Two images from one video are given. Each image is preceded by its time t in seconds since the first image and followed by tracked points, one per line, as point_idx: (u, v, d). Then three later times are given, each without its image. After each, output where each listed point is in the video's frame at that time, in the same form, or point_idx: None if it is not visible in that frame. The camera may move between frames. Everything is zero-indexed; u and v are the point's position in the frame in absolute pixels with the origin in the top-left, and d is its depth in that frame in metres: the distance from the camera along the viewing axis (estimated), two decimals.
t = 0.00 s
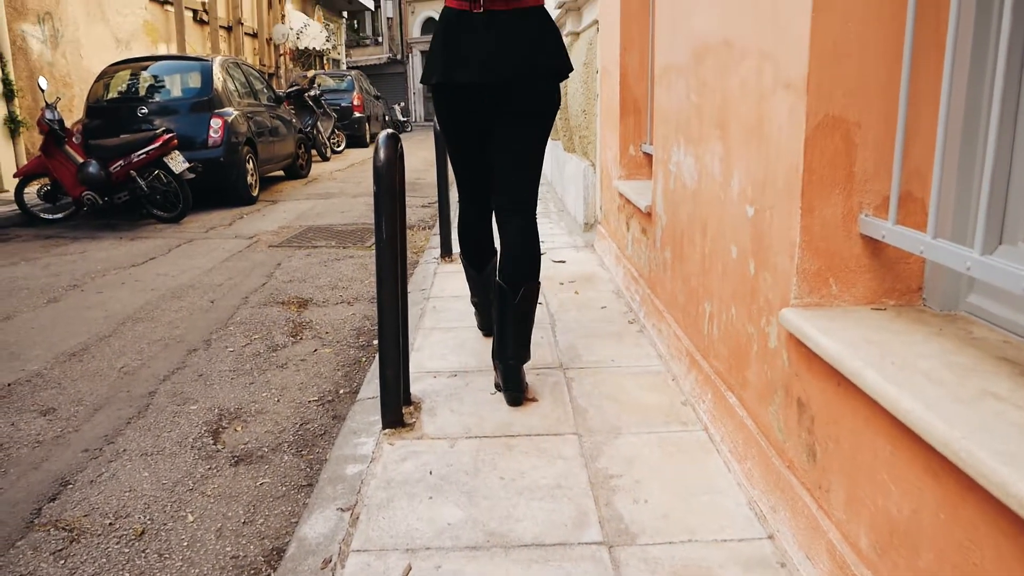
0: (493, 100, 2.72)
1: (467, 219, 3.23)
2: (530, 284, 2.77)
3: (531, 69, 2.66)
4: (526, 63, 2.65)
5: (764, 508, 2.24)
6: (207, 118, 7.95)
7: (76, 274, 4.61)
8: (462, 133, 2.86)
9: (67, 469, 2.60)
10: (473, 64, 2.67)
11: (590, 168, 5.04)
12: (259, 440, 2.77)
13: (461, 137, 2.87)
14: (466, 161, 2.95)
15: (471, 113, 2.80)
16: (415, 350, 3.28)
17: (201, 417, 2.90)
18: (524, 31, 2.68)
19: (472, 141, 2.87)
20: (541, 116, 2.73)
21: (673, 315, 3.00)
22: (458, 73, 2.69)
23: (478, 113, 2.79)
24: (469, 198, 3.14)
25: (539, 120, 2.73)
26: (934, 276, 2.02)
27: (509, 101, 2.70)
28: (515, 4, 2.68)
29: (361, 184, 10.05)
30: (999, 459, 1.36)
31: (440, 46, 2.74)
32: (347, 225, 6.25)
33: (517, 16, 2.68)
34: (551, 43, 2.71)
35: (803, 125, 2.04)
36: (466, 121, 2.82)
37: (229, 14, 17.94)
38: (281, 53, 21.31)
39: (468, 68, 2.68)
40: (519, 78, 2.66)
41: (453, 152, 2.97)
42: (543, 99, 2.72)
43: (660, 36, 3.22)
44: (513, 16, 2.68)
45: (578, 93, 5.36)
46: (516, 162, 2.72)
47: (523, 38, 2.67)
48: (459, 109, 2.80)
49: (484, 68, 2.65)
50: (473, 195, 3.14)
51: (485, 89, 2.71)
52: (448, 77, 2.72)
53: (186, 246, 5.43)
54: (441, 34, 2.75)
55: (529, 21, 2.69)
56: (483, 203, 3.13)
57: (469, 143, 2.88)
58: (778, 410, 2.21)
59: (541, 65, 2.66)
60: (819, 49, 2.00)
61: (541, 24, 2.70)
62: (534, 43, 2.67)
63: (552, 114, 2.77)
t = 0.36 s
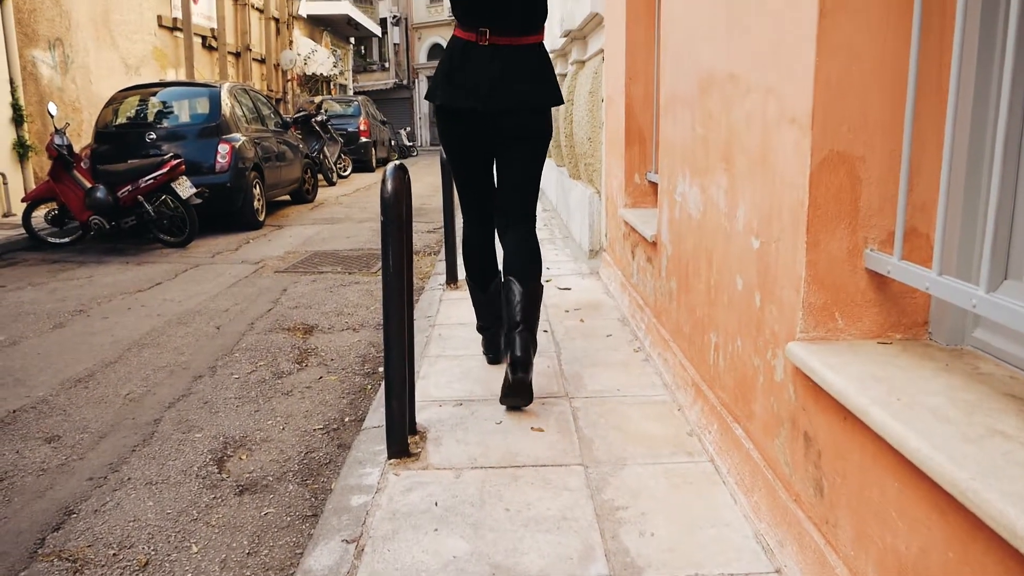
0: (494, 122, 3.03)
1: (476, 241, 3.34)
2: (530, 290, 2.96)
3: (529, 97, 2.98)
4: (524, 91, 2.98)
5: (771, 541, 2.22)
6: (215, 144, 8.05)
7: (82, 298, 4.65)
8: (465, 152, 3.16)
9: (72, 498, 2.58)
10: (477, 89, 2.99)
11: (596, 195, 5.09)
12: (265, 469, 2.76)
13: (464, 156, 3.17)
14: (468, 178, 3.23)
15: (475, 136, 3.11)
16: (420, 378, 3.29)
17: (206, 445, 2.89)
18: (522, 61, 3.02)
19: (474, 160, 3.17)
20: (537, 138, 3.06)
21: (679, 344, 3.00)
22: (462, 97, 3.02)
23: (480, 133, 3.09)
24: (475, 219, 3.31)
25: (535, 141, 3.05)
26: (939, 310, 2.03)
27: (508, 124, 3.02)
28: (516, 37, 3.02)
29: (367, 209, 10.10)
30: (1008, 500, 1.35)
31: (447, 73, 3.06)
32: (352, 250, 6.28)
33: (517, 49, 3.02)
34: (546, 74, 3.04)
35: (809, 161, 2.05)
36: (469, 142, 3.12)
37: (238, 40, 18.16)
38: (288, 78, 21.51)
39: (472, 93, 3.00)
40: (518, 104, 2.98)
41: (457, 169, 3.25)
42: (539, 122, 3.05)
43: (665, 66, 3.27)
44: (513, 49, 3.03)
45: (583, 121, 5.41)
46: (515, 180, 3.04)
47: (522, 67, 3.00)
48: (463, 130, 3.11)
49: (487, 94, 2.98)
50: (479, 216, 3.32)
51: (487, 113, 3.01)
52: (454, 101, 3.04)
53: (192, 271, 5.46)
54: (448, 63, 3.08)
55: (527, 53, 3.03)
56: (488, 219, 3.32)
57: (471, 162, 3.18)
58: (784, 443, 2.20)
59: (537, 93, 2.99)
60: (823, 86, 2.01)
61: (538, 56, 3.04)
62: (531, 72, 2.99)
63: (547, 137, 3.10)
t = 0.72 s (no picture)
0: (498, 147, 3.20)
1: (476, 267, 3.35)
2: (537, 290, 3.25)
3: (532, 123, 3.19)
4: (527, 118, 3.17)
5: None
6: (218, 171, 8.08)
7: (85, 325, 4.67)
8: (468, 176, 3.28)
9: (71, 530, 2.55)
10: (483, 116, 3.14)
11: (598, 224, 5.14)
12: (266, 500, 2.73)
13: (466, 179, 3.28)
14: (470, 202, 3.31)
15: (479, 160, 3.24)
16: (422, 408, 3.28)
17: (207, 476, 2.88)
18: (523, 89, 3.17)
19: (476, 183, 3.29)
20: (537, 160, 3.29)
21: (681, 375, 3.01)
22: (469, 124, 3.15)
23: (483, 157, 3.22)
24: (477, 242, 3.34)
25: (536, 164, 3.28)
26: (940, 345, 2.03)
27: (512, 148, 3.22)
28: (516, 65, 3.16)
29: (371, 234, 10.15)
30: (1011, 543, 1.34)
31: (452, 100, 3.18)
32: (355, 277, 6.31)
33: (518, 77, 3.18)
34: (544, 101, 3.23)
35: (809, 197, 2.06)
36: (473, 166, 3.23)
37: (243, 67, 18.37)
38: (293, 104, 21.68)
39: (478, 120, 3.15)
40: (521, 131, 3.19)
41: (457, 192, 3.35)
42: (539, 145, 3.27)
43: (665, 98, 3.32)
44: (514, 77, 3.17)
45: (585, 149, 5.45)
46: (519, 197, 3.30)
47: (522, 93, 3.18)
48: (467, 154, 3.22)
49: (493, 121, 3.14)
50: (482, 239, 3.35)
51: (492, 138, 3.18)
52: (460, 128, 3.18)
53: (195, 297, 5.48)
54: (451, 90, 3.19)
55: (526, 80, 3.19)
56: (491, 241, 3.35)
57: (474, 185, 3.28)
58: (787, 477, 2.19)
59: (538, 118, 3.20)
60: (824, 123, 2.02)
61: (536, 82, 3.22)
62: (532, 100, 3.18)
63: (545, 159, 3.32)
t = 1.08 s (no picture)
0: (504, 173, 3.27)
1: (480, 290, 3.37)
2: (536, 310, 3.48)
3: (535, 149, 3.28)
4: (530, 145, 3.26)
5: None
6: (221, 194, 8.14)
7: (87, 348, 4.68)
8: (472, 201, 3.32)
9: (71, 557, 2.51)
10: (489, 143, 3.19)
11: (600, 248, 5.16)
12: (267, 525, 2.70)
13: (471, 204, 3.32)
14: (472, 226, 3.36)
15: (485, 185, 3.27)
16: (424, 433, 3.28)
17: (208, 502, 2.85)
18: (525, 117, 3.25)
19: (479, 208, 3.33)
20: (537, 184, 3.39)
21: (683, 400, 3.01)
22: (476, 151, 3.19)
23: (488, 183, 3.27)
24: (481, 265, 3.36)
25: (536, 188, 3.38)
26: (943, 374, 2.03)
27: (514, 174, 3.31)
28: (518, 93, 3.24)
29: (373, 257, 10.19)
30: None
31: (457, 127, 3.23)
32: (357, 300, 6.32)
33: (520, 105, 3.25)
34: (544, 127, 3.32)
35: (812, 226, 2.07)
36: (481, 193, 3.28)
37: (246, 90, 18.52)
38: (296, 128, 21.82)
39: (485, 148, 3.20)
40: (526, 158, 3.28)
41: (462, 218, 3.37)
42: (539, 169, 3.38)
43: (666, 125, 3.36)
44: (517, 104, 3.24)
45: (586, 173, 5.48)
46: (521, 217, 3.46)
47: (525, 120, 3.25)
48: (471, 180, 3.26)
49: (499, 149, 3.20)
50: (486, 263, 3.37)
51: (497, 164, 3.25)
52: (468, 155, 3.21)
53: (197, 320, 5.49)
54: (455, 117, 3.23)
55: (528, 108, 3.27)
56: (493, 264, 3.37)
57: (478, 210, 3.32)
58: (791, 505, 2.18)
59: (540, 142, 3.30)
60: (826, 152, 2.03)
61: (536, 109, 3.31)
62: (534, 127, 3.27)
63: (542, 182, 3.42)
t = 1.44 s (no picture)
0: (511, 208, 3.33)
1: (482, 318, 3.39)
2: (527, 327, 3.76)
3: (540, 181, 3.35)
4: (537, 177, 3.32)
5: None
6: (224, 217, 8.17)
7: (89, 372, 4.67)
8: (479, 232, 3.38)
9: None
10: (497, 179, 3.26)
11: (602, 272, 5.19)
12: (268, 552, 2.67)
13: (478, 237, 3.38)
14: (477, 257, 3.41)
15: (492, 219, 3.34)
16: (426, 459, 3.26)
17: (209, 529, 2.82)
18: (531, 154, 3.33)
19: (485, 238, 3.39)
20: (541, 216, 3.45)
21: (686, 427, 3.01)
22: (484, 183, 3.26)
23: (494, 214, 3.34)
24: (487, 296, 3.37)
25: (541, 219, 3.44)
26: (948, 404, 2.03)
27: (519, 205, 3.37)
28: (524, 130, 3.33)
29: (375, 280, 10.23)
30: None
31: (465, 161, 3.31)
32: (359, 323, 6.32)
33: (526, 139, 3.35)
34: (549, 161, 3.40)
35: (813, 255, 2.07)
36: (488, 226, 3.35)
37: (250, 113, 18.63)
38: (299, 150, 21.93)
39: (493, 182, 3.26)
40: (532, 194, 3.34)
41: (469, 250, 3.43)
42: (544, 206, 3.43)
43: (668, 152, 3.38)
44: (522, 140, 3.35)
45: (587, 198, 5.50)
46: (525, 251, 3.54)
47: (531, 157, 3.33)
48: (479, 211, 3.33)
49: (507, 185, 3.27)
50: (493, 296, 3.39)
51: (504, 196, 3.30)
52: (476, 188, 3.27)
53: (200, 344, 5.49)
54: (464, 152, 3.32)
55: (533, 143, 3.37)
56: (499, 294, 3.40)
57: (485, 241, 3.37)
58: (796, 535, 2.16)
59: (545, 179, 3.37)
60: (828, 183, 2.04)
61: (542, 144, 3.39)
62: (540, 161, 3.35)
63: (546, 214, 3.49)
